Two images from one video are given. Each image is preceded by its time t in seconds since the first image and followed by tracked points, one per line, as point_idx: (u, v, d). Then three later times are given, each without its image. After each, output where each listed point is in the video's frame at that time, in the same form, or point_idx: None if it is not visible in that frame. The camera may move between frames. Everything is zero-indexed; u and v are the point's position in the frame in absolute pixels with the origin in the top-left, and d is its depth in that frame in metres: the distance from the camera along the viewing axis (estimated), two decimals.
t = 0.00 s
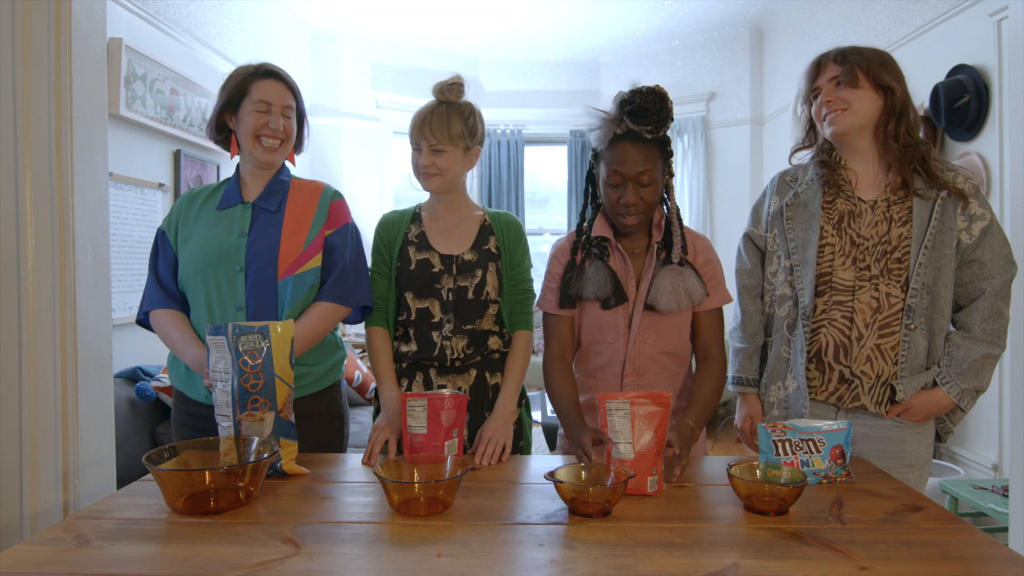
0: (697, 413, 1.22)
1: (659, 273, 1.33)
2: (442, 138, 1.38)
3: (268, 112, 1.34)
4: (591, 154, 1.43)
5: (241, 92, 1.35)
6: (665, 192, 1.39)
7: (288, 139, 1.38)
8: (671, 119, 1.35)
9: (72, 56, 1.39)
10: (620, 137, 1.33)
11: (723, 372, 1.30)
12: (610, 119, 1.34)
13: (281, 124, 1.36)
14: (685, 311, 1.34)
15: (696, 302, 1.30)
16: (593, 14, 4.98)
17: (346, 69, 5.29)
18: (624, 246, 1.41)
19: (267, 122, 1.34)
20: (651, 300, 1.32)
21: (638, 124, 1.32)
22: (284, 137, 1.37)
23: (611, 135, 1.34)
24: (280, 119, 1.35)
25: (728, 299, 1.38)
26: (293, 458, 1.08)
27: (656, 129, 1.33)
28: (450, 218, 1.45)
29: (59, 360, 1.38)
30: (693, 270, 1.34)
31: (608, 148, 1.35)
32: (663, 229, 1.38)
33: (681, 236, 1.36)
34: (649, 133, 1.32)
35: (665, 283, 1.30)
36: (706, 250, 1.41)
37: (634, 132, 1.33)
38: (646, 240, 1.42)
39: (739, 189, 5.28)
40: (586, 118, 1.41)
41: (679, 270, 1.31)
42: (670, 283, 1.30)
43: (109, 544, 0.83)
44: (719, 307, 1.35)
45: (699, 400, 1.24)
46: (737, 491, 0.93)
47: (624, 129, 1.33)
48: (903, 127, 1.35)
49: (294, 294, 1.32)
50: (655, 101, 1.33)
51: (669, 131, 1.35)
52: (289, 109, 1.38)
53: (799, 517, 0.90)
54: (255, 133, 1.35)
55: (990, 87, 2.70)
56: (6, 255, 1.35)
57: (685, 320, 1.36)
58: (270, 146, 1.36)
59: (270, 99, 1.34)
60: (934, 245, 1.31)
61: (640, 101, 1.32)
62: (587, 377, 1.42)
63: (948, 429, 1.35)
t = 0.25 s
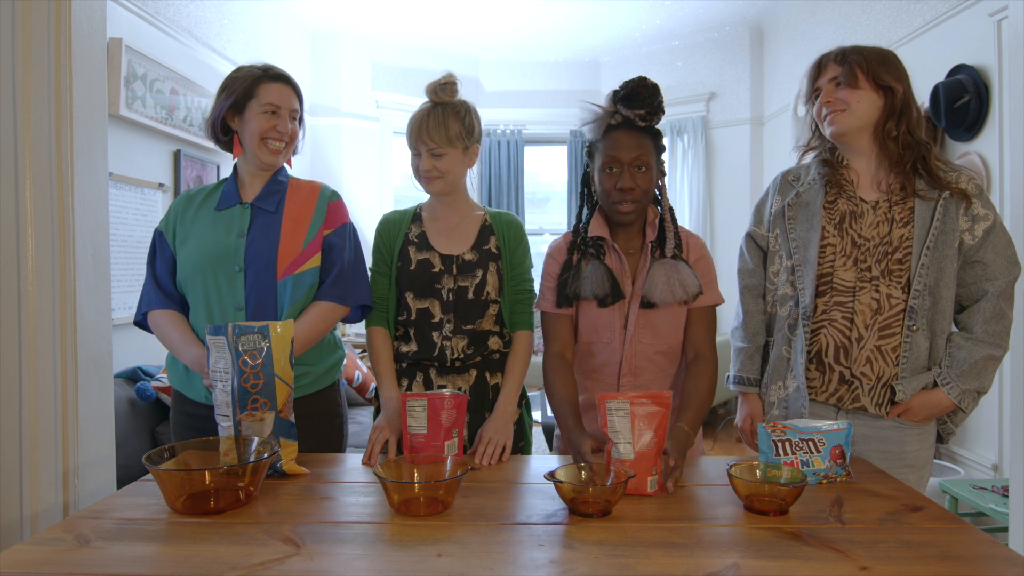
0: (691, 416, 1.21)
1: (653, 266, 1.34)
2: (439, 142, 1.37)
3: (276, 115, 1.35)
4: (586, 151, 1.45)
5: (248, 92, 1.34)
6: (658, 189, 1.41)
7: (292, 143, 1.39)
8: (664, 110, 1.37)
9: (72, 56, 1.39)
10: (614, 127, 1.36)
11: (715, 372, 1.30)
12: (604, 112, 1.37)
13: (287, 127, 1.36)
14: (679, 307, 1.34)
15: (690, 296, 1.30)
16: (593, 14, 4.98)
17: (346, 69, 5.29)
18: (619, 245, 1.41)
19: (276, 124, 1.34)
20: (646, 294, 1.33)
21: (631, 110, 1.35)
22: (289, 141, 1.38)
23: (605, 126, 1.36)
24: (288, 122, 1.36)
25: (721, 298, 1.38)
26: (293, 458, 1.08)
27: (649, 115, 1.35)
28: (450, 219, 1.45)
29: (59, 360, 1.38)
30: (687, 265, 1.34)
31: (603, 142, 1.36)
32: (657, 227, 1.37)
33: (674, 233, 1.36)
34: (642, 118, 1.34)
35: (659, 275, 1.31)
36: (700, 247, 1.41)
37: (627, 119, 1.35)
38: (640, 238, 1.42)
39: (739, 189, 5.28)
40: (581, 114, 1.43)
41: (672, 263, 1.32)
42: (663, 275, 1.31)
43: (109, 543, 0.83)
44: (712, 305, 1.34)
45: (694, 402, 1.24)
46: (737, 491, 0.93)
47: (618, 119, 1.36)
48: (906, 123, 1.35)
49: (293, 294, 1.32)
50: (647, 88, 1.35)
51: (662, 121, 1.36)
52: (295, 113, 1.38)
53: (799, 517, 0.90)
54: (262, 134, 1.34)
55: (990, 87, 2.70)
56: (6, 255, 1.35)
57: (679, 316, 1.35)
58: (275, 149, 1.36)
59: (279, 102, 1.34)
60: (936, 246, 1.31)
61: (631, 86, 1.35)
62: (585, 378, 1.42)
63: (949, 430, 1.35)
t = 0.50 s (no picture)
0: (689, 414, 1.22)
1: (648, 263, 1.34)
2: (446, 149, 1.36)
3: (274, 115, 1.35)
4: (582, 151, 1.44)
5: (244, 92, 1.34)
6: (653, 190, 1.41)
7: (290, 143, 1.39)
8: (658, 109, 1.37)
9: (72, 56, 1.39)
10: (608, 126, 1.35)
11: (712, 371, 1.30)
12: (599, 112, 1.36)
13: (285, 127, 1.36)
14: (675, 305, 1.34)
15: (686, 294, 1.30)
16: (593, 14, 4.98)
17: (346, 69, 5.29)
18: (615, 244, 1.41)
19: (273, 125, 1.34)
20: (640, 293, 1.33)
21: (625, 107, 1.34)
22: (286, 141, 1.38)
23: (599, 125, 1.35)
24: (285, 122, 1.36)
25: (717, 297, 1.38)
26: (293, 458, 1.08)
27: (643, 114, 1.34)
28: (453, 218, 1.43)
29: (59, 360, 1.38)
30: (682, 263, 1.35)
31: (598, 139, 1.35)
32: (653, 227, 1.38)
33: (669, 232, 1.36)
34: (636, 116, 1.34)
35: (654, 275, 1.32)
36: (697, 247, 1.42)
37: (622, 117, 1.35)
38: (636, 238, 1.42)
39: (739, 189, 5.28)
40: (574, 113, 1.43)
41: (668, 262, 1.32)
42: (659, 274, 1.31)
43: (109, 544, 0.83)
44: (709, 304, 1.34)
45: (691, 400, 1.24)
46: (737, 491, 0.93)
47: (612, 118, 1.35)
48: (908, 123, 1.35)
49: (292, 294, 1.32)
50: (641, 86, 1.35)
51: (656, 119, 1.36)
52: (293, 113, 1.38)
53: (799, 517, 0.90)
54: (259, 135, 1.34)
55: (990, 87, 2.70)
56: (6, 255, 1.35)
57: (678, 316, 1.35)
58: (272, 149, 1.36)
59: (276, 102, 1.34)
60: (938, 246, 1.31)
61: (625, 84, 1.34)
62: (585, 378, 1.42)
63: (950, 431, 1.35)
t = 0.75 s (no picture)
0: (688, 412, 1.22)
1: (647, 263, 1.34)
2: (451, 149, 1.37)
3: (271, 115, 1.35)
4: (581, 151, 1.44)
5: (241, 92, 1.34)
6: (652, 189, 1.42)
7: (287, 142, 1.39)
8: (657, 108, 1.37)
9: (72, 56, 1.39)
10: (607, 125, 1.35)
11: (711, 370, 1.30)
12: (598, 112, 1.36)
13: (282, 126, 1.36)
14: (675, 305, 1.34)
15: (685, 293, 1.30)
16: (593, 14, 4.98)
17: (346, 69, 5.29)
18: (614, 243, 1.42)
19: (271, 125, 1.34)
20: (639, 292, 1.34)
21: (624, 107, 1.34)
22: (283, 141, 1.38)
23: (598, 125, 1.35)
24: (282, 122, 1.36)
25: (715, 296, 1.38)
26: (293, 458, 1.08)
27: (642, 114, 1.34)
28: (451, 217, 1.43)
29: (59, 360, 1.38)
30: (681, 262, 1.35)
31: (598, 138, 1.35)
32: (651, 227, 1.39)
33: (669, 232, 1.36)
34: (635, 116, 1.34)
35: (653, 274, 1.32)
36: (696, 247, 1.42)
37: (621, 117, 1.34)
38: (635, 238, 1.43)
39: (739, 189, 5.28)
40: (574, 114, 1.43)
41: (666, 261, 1.33)
42: (657, 273, 1.32)
43: (109, 544, 0.83)
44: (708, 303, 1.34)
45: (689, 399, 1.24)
46: (737, 491, 0.93)
47: (610, 118, 1.35)
48: (906, 123, 1.35)
49: (291, 295, 1.32)
50: (640, 86, 1.34)
51: (655, 119, 1.36)
52: (289, 112, 1.38)
53: (799, 517, 0.90)
54: (256, 135, 1.34)
55: (990, 87, 2.70)
56: (6, 255, 1.35)
57: (677, 316, 1.35)
58: (270, 149, 1.36)
59: (272, 102, 1.34)
60: (940, 246, 1.31)
61: (624, 84, 1.34)
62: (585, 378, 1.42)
63: (952, 432, 1.35)
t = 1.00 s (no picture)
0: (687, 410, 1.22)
1: (647, 263, 1.34)
2: (453, 146, 1.37)
3: (270, 115, 1.34)
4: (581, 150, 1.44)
5: (241, 92, 1.34)
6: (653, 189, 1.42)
7: (286, 142, 1.39)
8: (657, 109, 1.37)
9: (72, 56, 1.39)
10: (607, 125, 1.35)
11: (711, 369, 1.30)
12: (598, 111, 1.36)
13: (281, 127, 1.36)
14: (675, 304, 1.34)
15: (685, 292, 1.30)
16: (593, 14, 4.98)
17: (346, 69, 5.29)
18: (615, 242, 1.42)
19: (270, 125, 1.34)
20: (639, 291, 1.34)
21: (624, 107, 1.34)
22: (283, 141, 1.38)
23: (599, 125, 1.35)
24: (281, 122, 1.36)
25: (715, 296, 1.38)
26: (293, 458, 1.08)
27: (642, 114, 1.34)
28: (449, 216, 1.43)
29: (59, 360, 1.38)
30: (682, 262, 1.35)
31: (598, 138, 1.35)
32: (651, 226, 1.38)
33: (669, 232, 1.36)
34: (635, 116, 1.34)
35: (653, 273, 1.32)
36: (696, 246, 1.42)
37: (621, 117, 1.35)
38: (635, 237, 1.43)
39: (739, 189, 5.28)
40: (575, 113, 1.43)
41: (666, 261, 1.33)
42: (657, 272, 1.32)
43: (109, 544, 0.83)
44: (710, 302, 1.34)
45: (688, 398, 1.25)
46: (737, 491, 0.93)
47: (610, 118, 1.35)
48: (906, 123, 1.35)
49: (291, 295, 1.32)
50: (640, 85, 1.35)
51: (656, 119, 1.36)
52: (288, 112, 1.38)
53: (799, 517, 0.90)
54: (256, 136, 1.34)
55: (990, 87, 2.70)
56: (6, 255, 1.35)
57: (678, 315, 1.35)
58: (269, 149, 1.36)
59: (272, 102, 1.34)
60: (940, 246, 1.31)
61: (625, 83, 1.34)
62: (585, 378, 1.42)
63: (952, 431, 1.35)
